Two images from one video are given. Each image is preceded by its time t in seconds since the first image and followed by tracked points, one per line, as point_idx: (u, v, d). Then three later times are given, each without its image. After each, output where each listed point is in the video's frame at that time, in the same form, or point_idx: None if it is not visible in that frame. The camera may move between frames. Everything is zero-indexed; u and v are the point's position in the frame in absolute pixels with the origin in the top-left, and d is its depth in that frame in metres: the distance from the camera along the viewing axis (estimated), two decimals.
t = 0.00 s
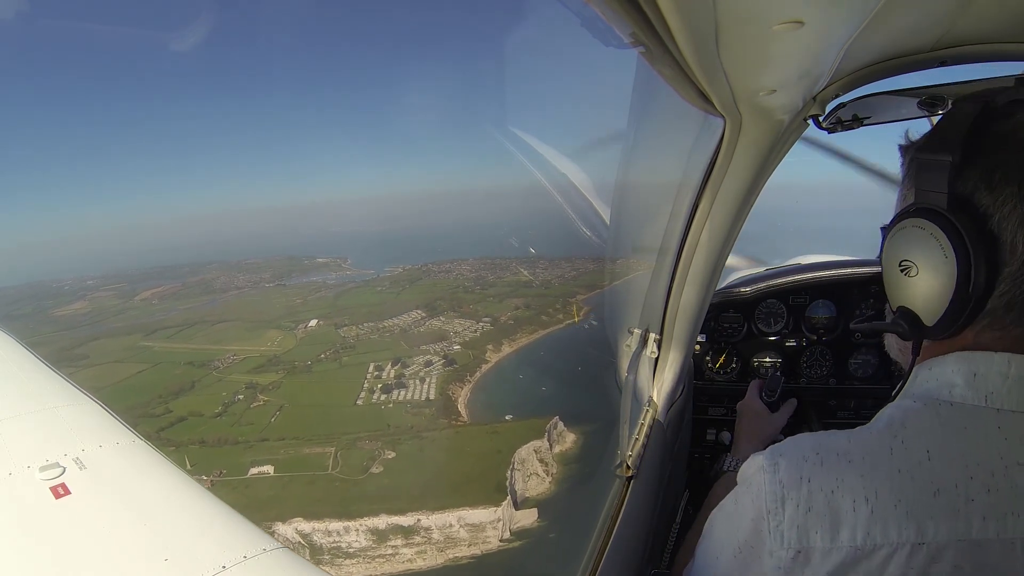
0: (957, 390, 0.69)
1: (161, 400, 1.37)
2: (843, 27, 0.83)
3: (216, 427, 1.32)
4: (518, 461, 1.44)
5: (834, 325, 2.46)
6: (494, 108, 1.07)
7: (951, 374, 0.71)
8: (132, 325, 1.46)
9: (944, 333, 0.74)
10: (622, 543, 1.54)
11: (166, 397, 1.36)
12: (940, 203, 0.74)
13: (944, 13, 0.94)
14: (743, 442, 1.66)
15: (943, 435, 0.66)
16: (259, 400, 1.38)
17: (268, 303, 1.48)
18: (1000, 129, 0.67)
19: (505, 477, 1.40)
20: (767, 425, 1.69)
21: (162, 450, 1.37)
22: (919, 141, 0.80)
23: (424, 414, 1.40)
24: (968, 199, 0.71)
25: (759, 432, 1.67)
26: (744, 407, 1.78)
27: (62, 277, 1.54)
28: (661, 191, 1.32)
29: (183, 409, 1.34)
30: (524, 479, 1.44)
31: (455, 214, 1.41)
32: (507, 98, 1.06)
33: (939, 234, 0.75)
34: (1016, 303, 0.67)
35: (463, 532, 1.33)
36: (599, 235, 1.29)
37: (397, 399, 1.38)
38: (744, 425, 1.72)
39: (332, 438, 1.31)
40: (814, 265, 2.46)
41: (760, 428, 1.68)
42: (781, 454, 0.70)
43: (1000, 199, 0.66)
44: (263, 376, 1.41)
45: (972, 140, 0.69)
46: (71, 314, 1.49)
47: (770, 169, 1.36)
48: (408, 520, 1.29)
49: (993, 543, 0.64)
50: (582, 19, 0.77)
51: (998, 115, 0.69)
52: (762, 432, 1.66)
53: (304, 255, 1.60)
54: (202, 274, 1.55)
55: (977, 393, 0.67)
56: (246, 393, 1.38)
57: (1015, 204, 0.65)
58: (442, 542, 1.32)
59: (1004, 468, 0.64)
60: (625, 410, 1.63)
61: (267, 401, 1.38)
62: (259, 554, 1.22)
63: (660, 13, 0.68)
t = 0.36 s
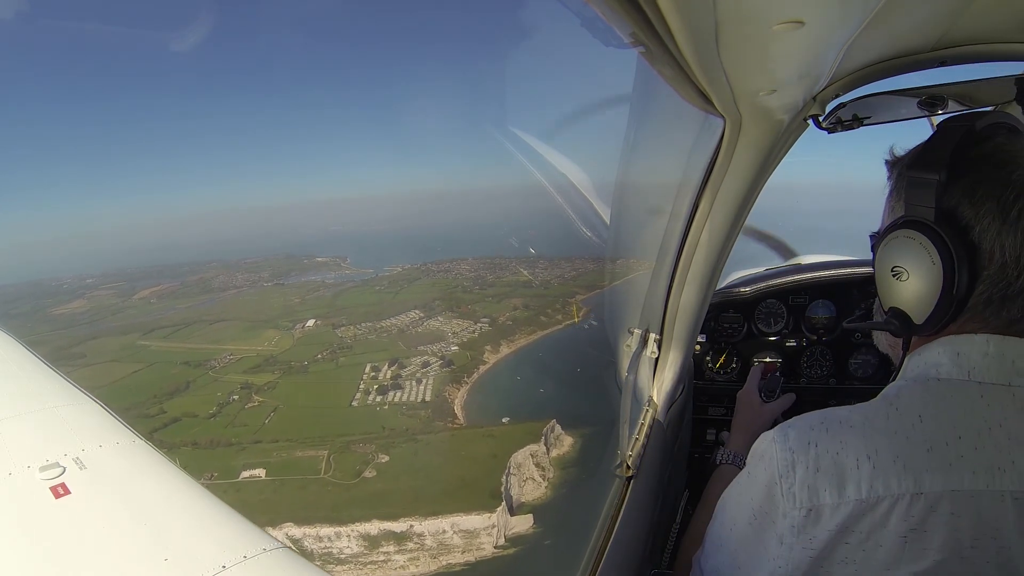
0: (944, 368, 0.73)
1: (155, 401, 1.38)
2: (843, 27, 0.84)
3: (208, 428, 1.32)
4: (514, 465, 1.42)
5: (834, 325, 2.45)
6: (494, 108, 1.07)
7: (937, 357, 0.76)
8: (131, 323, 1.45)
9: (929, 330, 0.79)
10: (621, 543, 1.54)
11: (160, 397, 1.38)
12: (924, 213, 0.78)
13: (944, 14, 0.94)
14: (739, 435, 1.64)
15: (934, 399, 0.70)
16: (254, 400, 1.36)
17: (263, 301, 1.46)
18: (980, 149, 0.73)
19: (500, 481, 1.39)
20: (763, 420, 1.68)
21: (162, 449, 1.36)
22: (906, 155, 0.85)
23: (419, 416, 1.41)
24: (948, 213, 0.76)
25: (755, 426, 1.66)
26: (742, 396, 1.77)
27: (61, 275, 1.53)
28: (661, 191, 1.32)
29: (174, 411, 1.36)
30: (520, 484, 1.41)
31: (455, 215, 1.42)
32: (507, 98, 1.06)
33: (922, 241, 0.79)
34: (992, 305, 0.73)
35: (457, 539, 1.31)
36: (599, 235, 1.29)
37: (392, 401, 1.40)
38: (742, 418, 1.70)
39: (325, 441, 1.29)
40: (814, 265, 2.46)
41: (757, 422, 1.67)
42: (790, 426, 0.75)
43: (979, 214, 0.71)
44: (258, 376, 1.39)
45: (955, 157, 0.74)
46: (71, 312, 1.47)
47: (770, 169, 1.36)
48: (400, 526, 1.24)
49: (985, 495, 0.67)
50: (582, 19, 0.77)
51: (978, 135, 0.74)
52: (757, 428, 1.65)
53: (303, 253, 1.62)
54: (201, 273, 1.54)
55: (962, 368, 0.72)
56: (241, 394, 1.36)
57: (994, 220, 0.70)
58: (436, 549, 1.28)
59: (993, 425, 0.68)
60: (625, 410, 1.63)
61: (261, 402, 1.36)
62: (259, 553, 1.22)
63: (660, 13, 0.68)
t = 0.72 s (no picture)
0: (941, 365, 0.74)
1: (152, 401, 1.39)
2: (843, 27, 0.83)
3: (203, 429, 1.32)
4: (510, 469, 1.42)
5: (835, 325, 2.44)
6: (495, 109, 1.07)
7: (933, 354, 0.76)
8: (130, 322, 1.44)
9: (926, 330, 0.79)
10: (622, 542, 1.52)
11: (156, 398, 1.39)
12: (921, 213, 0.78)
13: (944, 13, 0.94)
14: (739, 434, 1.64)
15: (931, 394, 0.70)
16: (250, 399, 1.37)
17: (261, 301, 1.46)
18: (977, 151, 0.73)
19: (496, 486, 1.40)
20: (763, 419, 1.68)
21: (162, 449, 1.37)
22: (904, 159, 0.85)
23: (416, 417, 1.44)
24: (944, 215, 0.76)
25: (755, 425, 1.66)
26: (745, 391, 1.76)
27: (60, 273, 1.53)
28: (661, 191, 1.32)
29: (169, 412, 1.37)
30: (516, 488, 1.41)
31: (457, 214, 1.43)
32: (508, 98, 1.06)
33: (921, 241, 0.79)
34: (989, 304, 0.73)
35: (451, 545, 1.30)
36: (599, 236, 1.28)
37: (388, 402, 1.43)
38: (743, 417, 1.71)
39: (321, 443, 1.32)
40: (814, 265, 2.46)
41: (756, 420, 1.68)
42: (790, 423, 0.74)
43: (976, 215, 0.72)
44: (255, 376, 1.39)
45: (952, 159, 0.75)
46: (70, 312, 1.47)
47: (770, 169, 1.36)
48: (394, 531, 1.25)
49: (984, 489, 0.67)
50: (583, 19, 0.77)
51: (974, 138, 0.75)
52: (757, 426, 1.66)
53: (302, 253, 1.64)
54: (199, 272, 1.54)
55: (958, 365, 0.72)
56: (239, 394, 1.36)
57: (989, 220, 0.70)
58: (429, 555, 1.29)
59: (989, 419, 0.68)
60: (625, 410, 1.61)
61: (257, 403, 1.36)
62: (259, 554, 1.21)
63: (660, 13, 0.68)
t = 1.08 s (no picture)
0: (936, 362, 0.74)
1: (147, 402, 1.37)
2: (843, 27, 0.83)
3: (196, 430, 1.31)
4: (505, 474, 1.42)
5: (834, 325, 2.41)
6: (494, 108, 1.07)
7: (927, 352, 0.76)
8: (128, 322, 1.42)
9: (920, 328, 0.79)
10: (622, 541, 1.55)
11: (151, 398, 1.36)
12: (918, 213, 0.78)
13: (945, 13, 0.94)
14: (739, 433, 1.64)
15: (927, 390, 0.70)
16: (243, 403, 1.35)
17: (262, 300, 1.48)
18: (974, 153, 0.74)
19: (491, 491, 1.38)
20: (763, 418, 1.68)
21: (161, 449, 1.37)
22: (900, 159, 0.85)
23: (411, 420, 1.39)
24: (940, 215, 0.76)
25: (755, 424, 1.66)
26: (744, 391, 1.77)
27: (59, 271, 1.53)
28: (661, 190, 1.32)
29: (165, 413, 1.34)
30: (511, 494, 1.41)
31: (458, 213, 1.42)
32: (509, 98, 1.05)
33: (918, 240, 0.79)
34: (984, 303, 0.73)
35: (444, 553, 1.28)
36: (599, 235, 1.29)
37: (383, 404, 1.38)
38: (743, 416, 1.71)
39: (316, 447, 1.29)
40: (814, 265, 2.46)
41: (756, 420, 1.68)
42: (789, 418, 0.74)
43: (971, 216, 0.72)
44: (250, 377, 1.39)
45: (949, 160, 0.75)
46: (68, 310, 1.48)
47: (770, 169, 1.36)
48: (385, 538, 1.22)
49: (980, 483, 0.67)
50: (583, 19, 0.76)
51: (970, 140, 0.75)
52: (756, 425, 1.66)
53: (301, 252, 1.64)
54: (199, 270, 1.54)
55: (954, 361, 0.72)
56: (231, 396, 1.36)
57: (985, 220, 0.71)
58: (422, 562, 1.26)
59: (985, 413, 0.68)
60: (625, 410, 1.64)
61: (250, 405, 1.35)
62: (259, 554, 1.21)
63: (659, 13, 0.68)
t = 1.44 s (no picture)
0: (935, 362, 0.74)
1: (142, 403, 1.39)
2: (843, 27, 0.83)
3: (191, 433, 1.32)
4: (501, 480, 1.41)
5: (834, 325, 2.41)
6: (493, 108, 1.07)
7: (925, 350, 0.77)
8: (124, 323, 1.43)
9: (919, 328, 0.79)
10: (623, 541, 1.55)
11: (146, 400, 1.39)
12: (918, 213, 0.78)
13: (945, 13, 0.94)
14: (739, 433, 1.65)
15: (926, 388, 0.70)
16: (238, 404, 1.36)
17: (259, 301, 1.46)
18: (974, 153, 0.74)
19: (487, 496, 1.37)
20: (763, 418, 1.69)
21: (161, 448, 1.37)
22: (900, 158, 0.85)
23: (406, 424, 1.39)
24: (940, 214, 0.76)
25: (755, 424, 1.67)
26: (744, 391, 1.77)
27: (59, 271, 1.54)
28: (661, 190, 1.32)
29: (159, 415, 1.36)
30: (507, 500, 1.39)
31: (458, 211, 1.43)
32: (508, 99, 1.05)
33: (917, 240, 0.79)
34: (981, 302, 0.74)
35: (438, 561, 1.25)
36: (599, 236, 1.29)
37: (379, 406, 1.39)
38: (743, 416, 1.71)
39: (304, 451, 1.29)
40: (814, 265, 2.46)
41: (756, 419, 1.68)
42: (788, 418, 0.74)
43: (970, 216, 0.73)
44: (246, 378, 1.39)
45: (950, 160, 0.75)
46: (66, 310, 1.47)
47: (770, 169, 1.36)
48: (377, 545, 1.21)
49: (980, 480, 0.67)
50: (583, 19, 0.77)
51: (968, 140, 0.76)
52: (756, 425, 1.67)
53: (301, 252, 1.65)
54: (196, 270, 1.54)
55: (953, 359, 0.73)
56: (227, 398, 1.35)
57: (984, 220, 0.71)
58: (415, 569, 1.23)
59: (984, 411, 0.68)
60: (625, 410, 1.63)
61: (245, 407, 1.35)
62: (259, 554, 1.21)
63: (659, 13, 0.68)
